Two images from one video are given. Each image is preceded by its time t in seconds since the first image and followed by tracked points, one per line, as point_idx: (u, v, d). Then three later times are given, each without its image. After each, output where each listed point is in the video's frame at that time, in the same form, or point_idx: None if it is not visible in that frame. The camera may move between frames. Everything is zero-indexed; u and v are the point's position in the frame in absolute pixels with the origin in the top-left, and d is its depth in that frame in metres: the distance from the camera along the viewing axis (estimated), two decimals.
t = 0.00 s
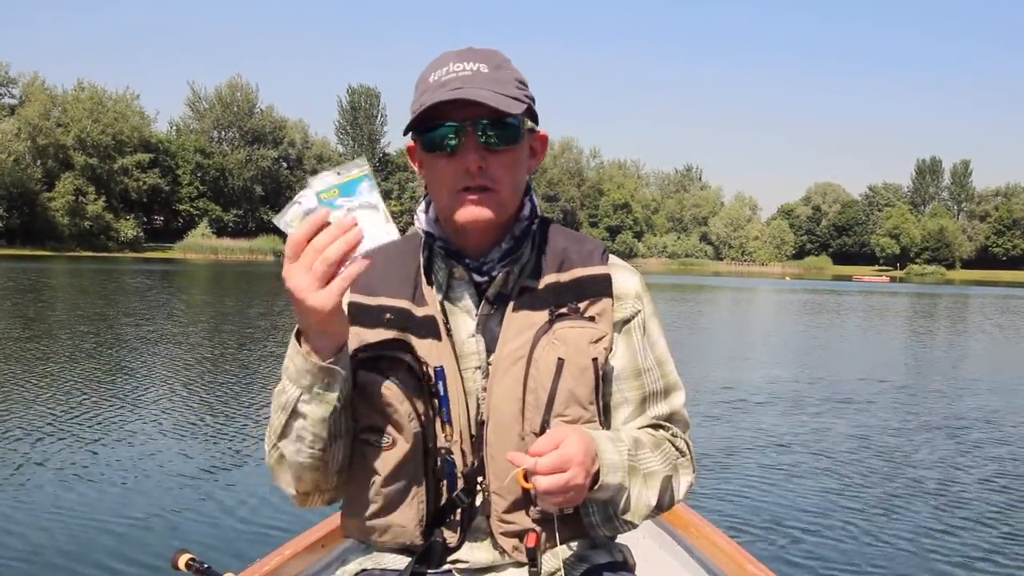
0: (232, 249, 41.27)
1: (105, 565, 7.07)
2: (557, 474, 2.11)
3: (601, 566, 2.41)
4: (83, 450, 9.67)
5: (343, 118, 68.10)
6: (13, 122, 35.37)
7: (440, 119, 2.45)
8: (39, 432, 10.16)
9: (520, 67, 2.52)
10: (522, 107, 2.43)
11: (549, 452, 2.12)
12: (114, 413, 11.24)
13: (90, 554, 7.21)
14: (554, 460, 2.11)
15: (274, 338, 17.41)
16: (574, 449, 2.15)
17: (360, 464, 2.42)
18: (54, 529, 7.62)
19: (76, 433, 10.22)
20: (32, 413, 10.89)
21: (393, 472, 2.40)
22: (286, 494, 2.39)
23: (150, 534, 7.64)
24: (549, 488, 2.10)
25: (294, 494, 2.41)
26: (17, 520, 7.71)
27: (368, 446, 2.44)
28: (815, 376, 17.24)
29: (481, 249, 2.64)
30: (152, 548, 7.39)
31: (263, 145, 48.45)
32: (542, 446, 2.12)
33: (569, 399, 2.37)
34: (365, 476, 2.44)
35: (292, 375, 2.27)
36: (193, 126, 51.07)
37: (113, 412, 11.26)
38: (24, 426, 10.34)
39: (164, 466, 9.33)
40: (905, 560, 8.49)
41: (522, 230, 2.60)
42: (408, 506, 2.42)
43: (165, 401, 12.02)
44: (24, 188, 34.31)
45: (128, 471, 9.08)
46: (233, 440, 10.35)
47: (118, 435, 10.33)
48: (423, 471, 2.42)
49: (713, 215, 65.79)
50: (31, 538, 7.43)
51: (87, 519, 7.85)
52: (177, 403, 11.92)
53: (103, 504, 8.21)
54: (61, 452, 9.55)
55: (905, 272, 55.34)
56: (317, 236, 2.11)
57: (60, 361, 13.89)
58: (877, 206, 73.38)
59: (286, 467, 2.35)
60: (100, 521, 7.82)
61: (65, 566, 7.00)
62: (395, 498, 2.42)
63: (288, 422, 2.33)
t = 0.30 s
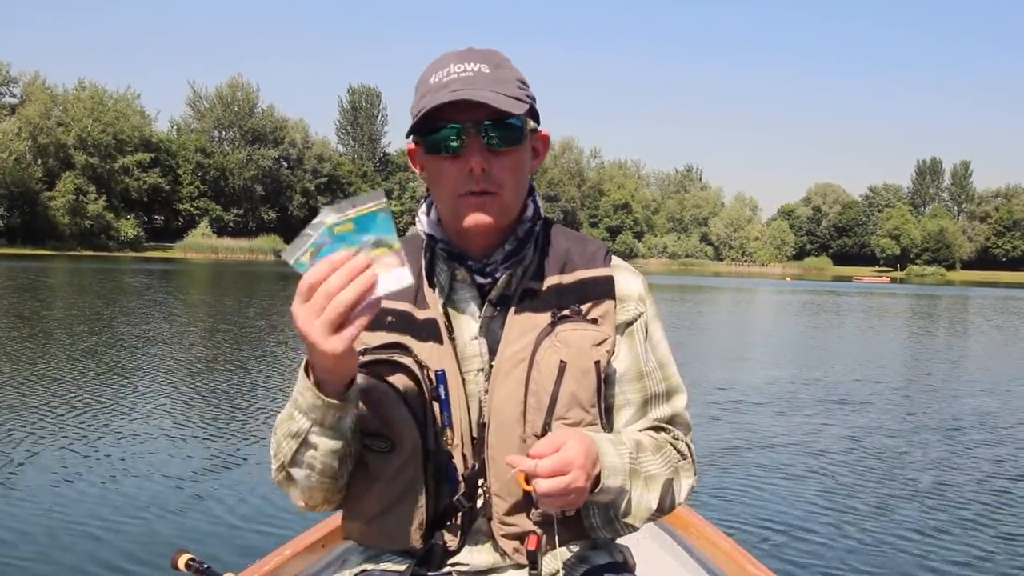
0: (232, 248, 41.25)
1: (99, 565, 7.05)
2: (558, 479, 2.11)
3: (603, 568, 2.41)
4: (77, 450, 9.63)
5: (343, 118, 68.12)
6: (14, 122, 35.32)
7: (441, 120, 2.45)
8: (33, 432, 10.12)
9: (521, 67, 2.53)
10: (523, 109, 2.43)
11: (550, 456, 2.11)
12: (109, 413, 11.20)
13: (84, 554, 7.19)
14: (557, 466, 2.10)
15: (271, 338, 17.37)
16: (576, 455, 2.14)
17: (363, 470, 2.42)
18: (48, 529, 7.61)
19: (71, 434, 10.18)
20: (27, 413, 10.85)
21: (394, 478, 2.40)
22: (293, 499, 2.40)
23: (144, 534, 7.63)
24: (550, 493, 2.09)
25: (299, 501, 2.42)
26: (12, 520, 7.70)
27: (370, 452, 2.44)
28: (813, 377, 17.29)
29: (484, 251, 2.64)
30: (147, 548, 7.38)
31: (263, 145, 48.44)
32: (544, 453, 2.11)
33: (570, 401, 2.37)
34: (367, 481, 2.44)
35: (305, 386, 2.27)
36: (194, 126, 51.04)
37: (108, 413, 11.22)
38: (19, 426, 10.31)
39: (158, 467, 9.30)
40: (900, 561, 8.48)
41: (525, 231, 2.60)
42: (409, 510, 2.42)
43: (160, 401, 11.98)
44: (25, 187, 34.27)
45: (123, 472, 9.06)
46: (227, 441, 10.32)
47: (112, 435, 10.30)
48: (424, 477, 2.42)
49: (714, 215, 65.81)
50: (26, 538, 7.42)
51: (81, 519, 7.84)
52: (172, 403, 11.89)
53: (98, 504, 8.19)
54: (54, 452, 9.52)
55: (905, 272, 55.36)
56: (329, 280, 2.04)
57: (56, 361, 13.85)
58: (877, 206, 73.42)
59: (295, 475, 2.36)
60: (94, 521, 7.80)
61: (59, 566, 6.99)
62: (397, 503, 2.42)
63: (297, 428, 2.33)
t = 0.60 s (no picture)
0: (232, 248, 41.25)
1: (93, 565, 7.03)
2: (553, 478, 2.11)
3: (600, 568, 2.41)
4: (71, 449, 9.61)
5: (344, 118, 68.16)
6: (14, 121, 35.27)
7: (443, 122, 2.45)
8: (27, 432, 10.09)
9: (523, 70, 2.53)
10: (523, 112, 2.43)
11: (546, 459, 2.12)
12: (104, 412, 11.17)
13: (79, 554, 7.19)
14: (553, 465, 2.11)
15: (269, 338, 17.36)
16: (573, 454, 2.14)
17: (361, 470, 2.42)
18: (43, 528, 7.61)
19: (65, 433, 10.16)
20: (22, 412, 10.82)
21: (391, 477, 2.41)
22: (294, 495, 2.42)
23: (139, 534, 7.61)
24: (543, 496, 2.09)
25: (300, 497, 2.43)
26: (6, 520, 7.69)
27: (372, 450, 2.44)
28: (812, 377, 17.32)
29: (484, 251, 2.64)
30: (141, 548, 7.37)
31: (264, 144, 48.45)
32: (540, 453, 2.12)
33: (568, 401, 2.36)
34: (365, 480, 2.45)
35: (312, 384, 2.28)
36: (195, 125, 51.03)
37: (103, 412, 11.19)
38: (15, 425, 10.31)
39: (153, 467, 9.29)
40: (895, 562, 8.47)
41: (524, 231, 2.61)
42: (406, 511, 2.43)
43: (156, 401, 11.95)
44: (25, 186, 34.24)
45: (118, 471, 9.04)
46: (223, 441, 10.30)
47: (107, 434, 10.29)
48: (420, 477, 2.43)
49: (714, 216, 65.83)
50: (20, 537, 7.41)
51: (77, 518, 7.83)
52: (168, 403, 11.87)
53: (93, 503, 8.19)
54: (48, 451, 9.49)
55: (905, 273, 55.39)
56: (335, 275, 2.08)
57: (52, 360, 13.83)
58: (877, 207, 73.46)
59: (298, 472, 2.37)
60: (89, 521, 7.79)
61: (52, 567, 6.97)
62: (395, 502, 2.43)
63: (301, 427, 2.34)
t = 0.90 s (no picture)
0: (233, 248, 41.25)
1: (89, 564, 7.03)
2: (553, 478, 2.11)
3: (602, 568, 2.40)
4: (65, 449, 9.59)
5: (345, 117, 68.12)
6: (15, 120, 35.25)
7: (444, 122, 2.46)
8: (21, 431, 10.08)
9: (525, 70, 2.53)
10: (525, 112, 2.43)
11: (545, 450, 2.11)
12: (100, 412, 11.15)
13: (75, 554, 7.18)
14: (557, 467, 2.11)
15: (267, 338, 17.35)
16: (576, 455, 2.14)
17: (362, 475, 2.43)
18: (39, 528, 7.60)
19: (60, 433, 10.14)
20: (18, 412, 10.81)
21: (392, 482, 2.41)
22: (298, 501, 2.43)
23: (135, 535, 7.61)
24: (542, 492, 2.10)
25: (304, 501, 2.44)
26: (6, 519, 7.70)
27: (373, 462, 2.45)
28: (812, 377, 17.30)
29: (484, 251, 2.64)
30: (137, 549, 7.37)
31: (265, 144, 48.44)
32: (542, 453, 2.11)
33: (568, 402, 2.36)
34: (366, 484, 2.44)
35: (332, 418, 2.28)
36: (195, 125, 51.03)
37: (98, 412, 11.17)
38: (14, 424, 10.32)
39: (148, 467, 9.27)
40: (891, 563, 8.45)
41: (524, 231, 2.59)
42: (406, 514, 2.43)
43: (152, 400, 11.93)
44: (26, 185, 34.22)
45: (113, 471, 9.04)
46: (219, 441, 10.28)
47: (102, 434, 10.27)
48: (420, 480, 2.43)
49: (714, 216, 65.82)
50: (17, 537, 7.41)
51: (74, 519, 7.83)
52: (165, 403, 11.85)
53: (90, 503, 8.18)
54: (43, 451, 9.48)
55: (906, 274, 55.33)
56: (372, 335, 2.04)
57: (50, 360, 13.83)
58: (877, 207, 73.42)
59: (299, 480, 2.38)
60: (85, 521, 7.79)
61: (48, 567, 6.96)
62: (395, 502, 2.43)
63: (307, 435, 2.35)
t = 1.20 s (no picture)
0: (233, 248, 41.29)
1: (78, 566, 7.01)
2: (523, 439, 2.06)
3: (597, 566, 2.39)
4: (59, 449, 9.58)
5: (345, 117, 68.12)
6: (15, 120, 35.25)
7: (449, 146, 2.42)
8: (16, 431, 10.07)
9: (537, 86, 2.51)
10: (533, 138, 2.41)
11: (508, 404, 2.07)
12: (95, 412, 11.14)
13: (64, 556, 7.14)
14: (534, 430, 2.07)
15: (265, 338, 17.35)
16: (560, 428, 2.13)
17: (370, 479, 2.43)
18: (31, 528, 7.58)
19: (52, 433, 10.11)
20: (12, 412, 10.79)
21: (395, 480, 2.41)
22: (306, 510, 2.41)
23: (126, 537, 7.58)
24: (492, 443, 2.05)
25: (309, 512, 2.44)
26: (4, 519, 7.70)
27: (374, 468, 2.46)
28: (811, 377, 17.30)
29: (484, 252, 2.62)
30: (127, 550, 7.34)
31: (265, 143, 48.45)
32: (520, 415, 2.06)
33: (559, 396, 2.37)
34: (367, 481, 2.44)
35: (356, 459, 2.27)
36: (195, 124, 51.03)
37: (94, 412, 11.16)
38: (12, 424, 10.31)
39: (141, 467, 9.26)
40: (881, 563, 8.44)
41: (525, 236, 2.57)
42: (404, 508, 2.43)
43: (149, 401, 11.91)
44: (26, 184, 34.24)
45: (106, 471, 9.01)
46: (213, 442, 10.27)
47: (96, 434, 10.26)
48: (417, 477, 2.43)
49: (714, 215, 65.84)
50: (8, 536, 7.40)
51: (65, 519, 7.81)
52: (162, 403, 11.84)
53: (83, 504, 8.16)
54: (36, 451, 9.46)
55: (905, 274, 55.34)
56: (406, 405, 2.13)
57: (47, 359, 13.84)
58: (877, 207, 73.47)
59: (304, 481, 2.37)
60: (76, 522, 7.75)
61: (37, 567, 6.95)
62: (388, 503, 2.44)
63: (319, 460, 2.34)
